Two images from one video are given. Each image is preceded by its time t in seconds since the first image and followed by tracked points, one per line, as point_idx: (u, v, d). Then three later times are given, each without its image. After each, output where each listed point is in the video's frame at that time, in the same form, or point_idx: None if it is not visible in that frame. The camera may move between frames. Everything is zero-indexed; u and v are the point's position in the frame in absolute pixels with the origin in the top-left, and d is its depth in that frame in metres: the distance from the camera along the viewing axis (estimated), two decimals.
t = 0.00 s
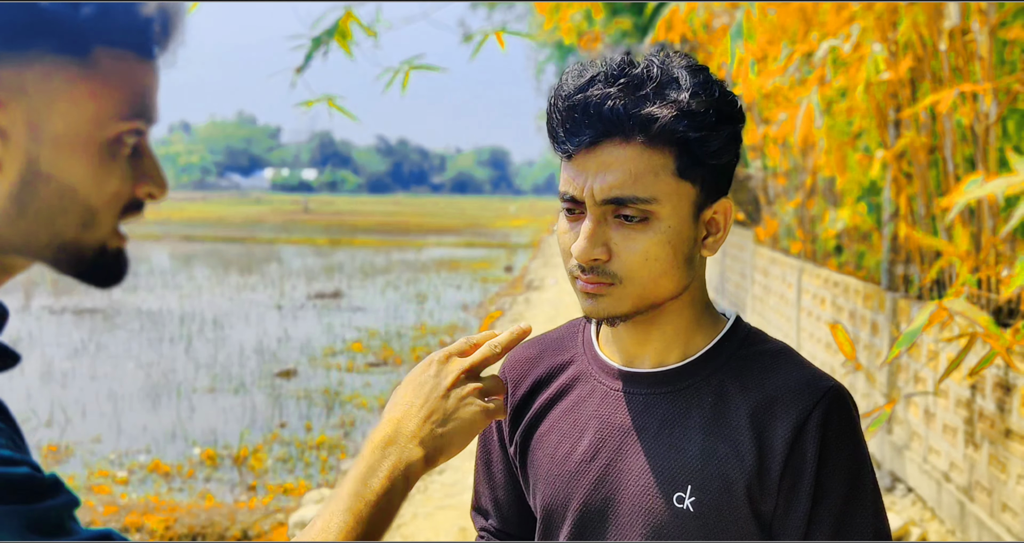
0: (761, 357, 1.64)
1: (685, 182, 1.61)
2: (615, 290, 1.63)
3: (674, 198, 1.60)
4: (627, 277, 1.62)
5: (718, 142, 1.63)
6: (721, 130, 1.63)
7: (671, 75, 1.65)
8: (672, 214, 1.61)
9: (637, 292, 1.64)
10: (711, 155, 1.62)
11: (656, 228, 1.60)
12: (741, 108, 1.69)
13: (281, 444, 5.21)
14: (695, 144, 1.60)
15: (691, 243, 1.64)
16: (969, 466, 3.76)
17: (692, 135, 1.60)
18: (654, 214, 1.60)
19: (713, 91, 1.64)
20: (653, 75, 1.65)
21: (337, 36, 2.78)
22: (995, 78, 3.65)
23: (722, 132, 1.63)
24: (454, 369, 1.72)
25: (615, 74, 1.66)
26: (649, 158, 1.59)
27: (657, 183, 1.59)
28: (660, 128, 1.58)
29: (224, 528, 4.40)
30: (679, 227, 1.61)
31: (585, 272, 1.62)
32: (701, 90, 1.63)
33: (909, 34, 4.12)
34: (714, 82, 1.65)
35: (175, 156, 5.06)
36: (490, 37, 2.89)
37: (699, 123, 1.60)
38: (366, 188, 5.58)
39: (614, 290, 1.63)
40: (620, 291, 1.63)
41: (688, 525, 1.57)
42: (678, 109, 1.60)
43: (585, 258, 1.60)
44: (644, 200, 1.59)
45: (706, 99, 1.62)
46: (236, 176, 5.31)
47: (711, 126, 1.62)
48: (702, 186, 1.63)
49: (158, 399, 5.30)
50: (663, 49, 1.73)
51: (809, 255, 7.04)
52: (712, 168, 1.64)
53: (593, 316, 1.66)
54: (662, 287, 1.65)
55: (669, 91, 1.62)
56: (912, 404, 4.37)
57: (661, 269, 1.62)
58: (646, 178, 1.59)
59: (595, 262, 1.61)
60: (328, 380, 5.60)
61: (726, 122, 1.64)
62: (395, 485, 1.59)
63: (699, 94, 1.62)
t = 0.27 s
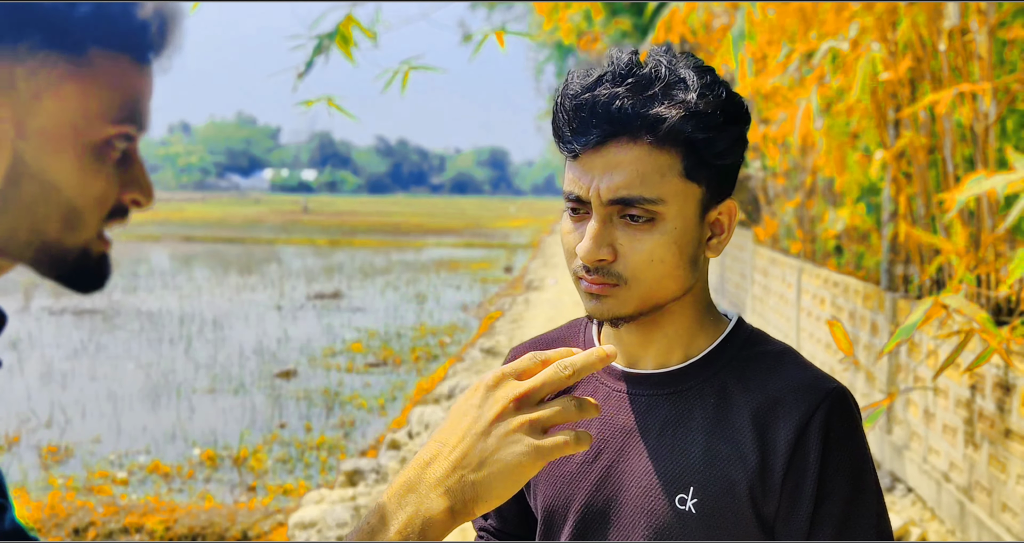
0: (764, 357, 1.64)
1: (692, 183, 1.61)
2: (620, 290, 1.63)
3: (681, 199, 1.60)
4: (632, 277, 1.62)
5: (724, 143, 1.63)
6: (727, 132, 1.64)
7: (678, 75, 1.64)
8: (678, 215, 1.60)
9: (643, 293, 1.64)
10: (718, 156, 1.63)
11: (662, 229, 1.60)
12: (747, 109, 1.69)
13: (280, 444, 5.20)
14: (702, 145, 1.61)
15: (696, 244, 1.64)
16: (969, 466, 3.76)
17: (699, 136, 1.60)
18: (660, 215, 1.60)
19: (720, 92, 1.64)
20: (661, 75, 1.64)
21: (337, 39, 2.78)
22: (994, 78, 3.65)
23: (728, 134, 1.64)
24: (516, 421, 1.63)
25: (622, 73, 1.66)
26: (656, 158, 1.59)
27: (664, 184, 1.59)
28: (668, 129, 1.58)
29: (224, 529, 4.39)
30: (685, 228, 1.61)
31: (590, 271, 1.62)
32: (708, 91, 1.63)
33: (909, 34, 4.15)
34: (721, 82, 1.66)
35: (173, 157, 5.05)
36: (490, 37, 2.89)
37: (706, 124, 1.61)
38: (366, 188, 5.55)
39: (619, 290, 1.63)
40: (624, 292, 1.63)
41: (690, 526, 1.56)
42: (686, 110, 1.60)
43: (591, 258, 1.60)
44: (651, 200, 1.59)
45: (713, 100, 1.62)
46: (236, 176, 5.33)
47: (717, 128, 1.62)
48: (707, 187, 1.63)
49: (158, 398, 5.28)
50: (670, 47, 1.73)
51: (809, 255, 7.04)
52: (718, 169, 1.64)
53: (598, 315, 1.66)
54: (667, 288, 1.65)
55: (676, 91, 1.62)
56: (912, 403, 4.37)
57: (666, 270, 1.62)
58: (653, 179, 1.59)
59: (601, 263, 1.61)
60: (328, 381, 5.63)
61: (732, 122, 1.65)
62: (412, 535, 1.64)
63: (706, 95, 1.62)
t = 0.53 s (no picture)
0: (769, 356, 1.63)
1: (698, 182, 1.61)
2: (626, 289, 1.63)
3: (687, 198, 1.60)
4: (638, 277, 1.62)
5: (731, 143, 1.62)
6: (734, 130, 1.63)
7: (685, 73, 1.64)
8: (683, 215, 1.60)
9: (648, 293, 1.64)
10: (724, 155, 1.62)
11: (668, 228, 1.60)
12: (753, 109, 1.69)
13: (283, 443, 5.21)
14: (708, 144, 1.60)
15: (702, 243, 1.64)
16: (971, 465, 3.76)
17: (705, 135, 1.59)
18: (666, 214, 1.60)
19: (727, 91, 1.63)
20: (668, 73, 1.64)
21: (339, 38, 2.78)
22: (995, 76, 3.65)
23: (735, 133, 1.63)
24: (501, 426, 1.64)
25: (629, 71, 1.65)
26: (662, 157, 1.59)
27: (670, 183, 1.59)
28: (674, 128, 1.57)
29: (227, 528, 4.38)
30: (690, 228, 1.61)
31: (595, 271, 1.63)
32: (715, 90, 1.62)
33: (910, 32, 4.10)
34: (728, 81, 1.65)
35: (174, 157, 5.02)
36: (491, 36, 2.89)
37: (713, 123, 1.60)
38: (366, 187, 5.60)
39: (624, 289, 1.63)
40: (630, 291, 1.63)
41: (694, 526, 1.56)
42: (693, 108, 1.59)
43: (596, 256, 1.61)
44: (657, 199, 1.58)
45: (720, 99, 1.62)
46: (237, 176, 5.26)
47: (724, 126, 1.61)
48: (713, 187, 1.63)
49: (159, 399, 5.21)
50: (676, 45, 1.72)
51: (810, 254, 7.04)
52: (725, 168, 1.63)
53: (603, 315, 1.66)
54: (673, 288, 1.65)
55: (683, 90, 1.61)
56: (913, 402, 4.37)
57: (671, 270, 1.62)
58: (660, 178, 1.58)
59: (606, 262, 1.61)
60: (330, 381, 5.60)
61: (739, 122, 1.64)
62: None
63: (713, 93, 1.61)
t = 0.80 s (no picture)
0: (772, 354, 1.63)
1: (702, 180, 1.60)
2: (629, 288, 1.63)
3: (691, 197, 1.60)
4: (641, 275, 1.62)
5: (736, 141, 1.62)
6: (739, 128, 1.62)
7: (689, 71, 1.63)
8: (688, 213, 1.60)
9: (652, 291, 1.64)
10: (730, 153, 1.62)
11: (672, 227, 1.60)
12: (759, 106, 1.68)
13: (286, 441, 5.08)
14: (713, 141, 1.59)
15: (706, 242, 1.64)
16: (975, 462, 3.75)
17: (710, 133, 1.59)
18: (670, 213, 1.59)
19: (732, 89, 1.62)
20: (672, 71, 1.63)
21: (339, 33, 2.77)
22: (1001, 72, 3.63)
23: (740, 131, 1.62)
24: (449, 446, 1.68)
25: (633, 69, 1.65)
26: (666, 156, 1.58)
27: (674, 181, 1.58)
28: (679, 126, 1.57)
29: (230, 526, 4.26)
30: (694, 226, 1.61)
31: (598, 269, 1.62)
32: (720, 88, 1.61)
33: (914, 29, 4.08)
34: (733, 79, 1.64)
35: (178, 154, 5.07)
36: (493, 32, 2.88)
37: (718, 121, 1.60)
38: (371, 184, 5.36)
39: (627, 288, 1.63)
40: (633, 290, 1.63)
41: (695, 524, 1.56)
42: (697, 107, 1.59)
43: (598, 255, 1.60)
44: (660, 198, 1.58)
45: (725, 97, 1.61)
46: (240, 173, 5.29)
47: (729, 124, 1.61)
48: (718, 185, 1.63)
49: (163, 396, 5.23)
50: (681, 42, 1.71)
51: (814, 251, 7.02)
52: (730, 166, 1.63)
53: (606, 314, 1.65)
54: (676, 287, 1.65)
55: (687, 88, 1.61)
56: (917, 400, 4.36)
57: (675, 268, 1.62)
58: (664, 177, 1.58)
59: (608, 261, 1.61)
60: (333, 378, 5.66)
61: (744, 120, 1.63)
62: None
63: (718, 91, 1.61)
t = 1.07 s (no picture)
0: (776, 355, 1.62)
1: (707, 180, 1.60)
2: (634, 288, 1.63)
3: (696, 196, 1.60)
4: (646, 276, 1.62)
5: (741, 141, 1.62)
6: (744, 128, 1.62)
7: (693, 70, 1.63)
8: (693, 212, 1.60)
9: (657, 292, 1.64)
10: (735, 153, 1.62)
11: (676, 227, 1.60)
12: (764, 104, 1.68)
13: (293, 438, 5.21)
14: (719, 141, 1.60)
15: (711, 242, 1.64)
16: (982, 461, 3.75)
17: (715, 133, 1.59)
18: (675, 213, 1.59)
19: (737, 88, 1.62)
20: (676, 71, 1.63)
21: (342, 27, 2.78)
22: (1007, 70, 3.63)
23: (745, 131, 1.63)
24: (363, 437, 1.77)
25: (637, 69, 1.64)
26: (671, 156, 1.58)
27: (679, 181, 1.58)
28: (684, 127, 1.57)
29: (236, 524, 4.50)
30: (699, 226, 1.61)
31: (602, 270, 1.62)
32: (725, 87, 1.61)
33: (920, 27, 4.06)
34: (738, 78, 1.64)
35: (185, 154, 5.07)
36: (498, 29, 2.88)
37: (723, 121, 1.60)
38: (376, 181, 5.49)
39: (632, 288, 1.63)
40: (638, 290, 1.63)
41: (699, 524, 1.56)
42: (702, 107, 1.58)
43: (603, 256, 1.60)
44: (665, 198, 1.58)
45: (730, 96, 1.61)
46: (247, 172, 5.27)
47: (734, 124, 1.61)
48: (723, 184, 1.63)
49: (171, 394, 5.24)
50: (685, 41, 1.71)
51: (821, 249, 7.01)
52: (735, 165, 1.63)
53: (611, 314, 1.66)
54: (681, 287, 1.65)
55: (691, 87, 1.60)
56: (925, 398, 4.35)
57: (680, 268, 1.62)
58: (669, 177, 1.58)
59: (613, 261, 1.61)
60: (341, 376, 5.58)
61: (749, 118, 1.63)
62: None
63: (722, 91, 1.61)
